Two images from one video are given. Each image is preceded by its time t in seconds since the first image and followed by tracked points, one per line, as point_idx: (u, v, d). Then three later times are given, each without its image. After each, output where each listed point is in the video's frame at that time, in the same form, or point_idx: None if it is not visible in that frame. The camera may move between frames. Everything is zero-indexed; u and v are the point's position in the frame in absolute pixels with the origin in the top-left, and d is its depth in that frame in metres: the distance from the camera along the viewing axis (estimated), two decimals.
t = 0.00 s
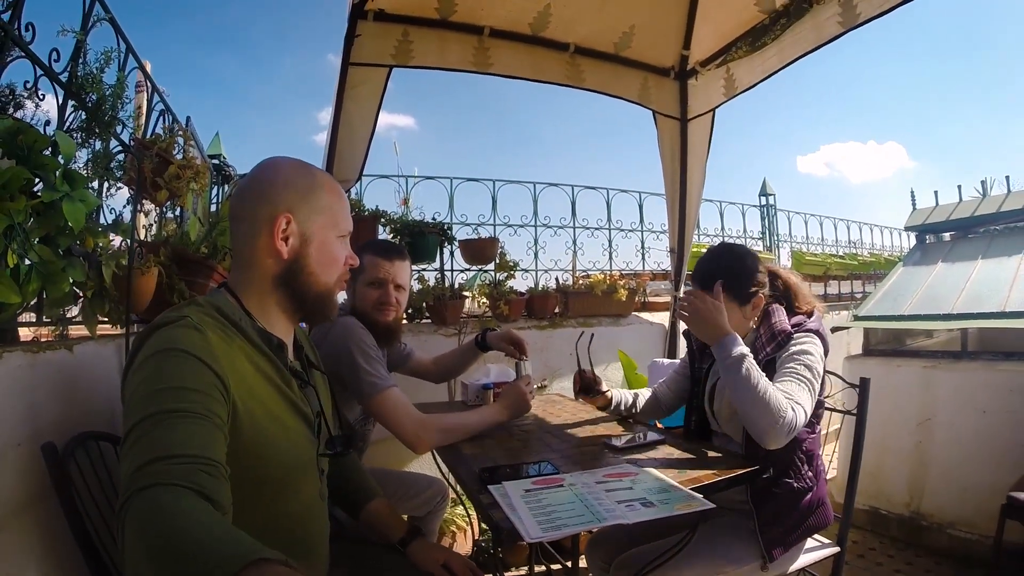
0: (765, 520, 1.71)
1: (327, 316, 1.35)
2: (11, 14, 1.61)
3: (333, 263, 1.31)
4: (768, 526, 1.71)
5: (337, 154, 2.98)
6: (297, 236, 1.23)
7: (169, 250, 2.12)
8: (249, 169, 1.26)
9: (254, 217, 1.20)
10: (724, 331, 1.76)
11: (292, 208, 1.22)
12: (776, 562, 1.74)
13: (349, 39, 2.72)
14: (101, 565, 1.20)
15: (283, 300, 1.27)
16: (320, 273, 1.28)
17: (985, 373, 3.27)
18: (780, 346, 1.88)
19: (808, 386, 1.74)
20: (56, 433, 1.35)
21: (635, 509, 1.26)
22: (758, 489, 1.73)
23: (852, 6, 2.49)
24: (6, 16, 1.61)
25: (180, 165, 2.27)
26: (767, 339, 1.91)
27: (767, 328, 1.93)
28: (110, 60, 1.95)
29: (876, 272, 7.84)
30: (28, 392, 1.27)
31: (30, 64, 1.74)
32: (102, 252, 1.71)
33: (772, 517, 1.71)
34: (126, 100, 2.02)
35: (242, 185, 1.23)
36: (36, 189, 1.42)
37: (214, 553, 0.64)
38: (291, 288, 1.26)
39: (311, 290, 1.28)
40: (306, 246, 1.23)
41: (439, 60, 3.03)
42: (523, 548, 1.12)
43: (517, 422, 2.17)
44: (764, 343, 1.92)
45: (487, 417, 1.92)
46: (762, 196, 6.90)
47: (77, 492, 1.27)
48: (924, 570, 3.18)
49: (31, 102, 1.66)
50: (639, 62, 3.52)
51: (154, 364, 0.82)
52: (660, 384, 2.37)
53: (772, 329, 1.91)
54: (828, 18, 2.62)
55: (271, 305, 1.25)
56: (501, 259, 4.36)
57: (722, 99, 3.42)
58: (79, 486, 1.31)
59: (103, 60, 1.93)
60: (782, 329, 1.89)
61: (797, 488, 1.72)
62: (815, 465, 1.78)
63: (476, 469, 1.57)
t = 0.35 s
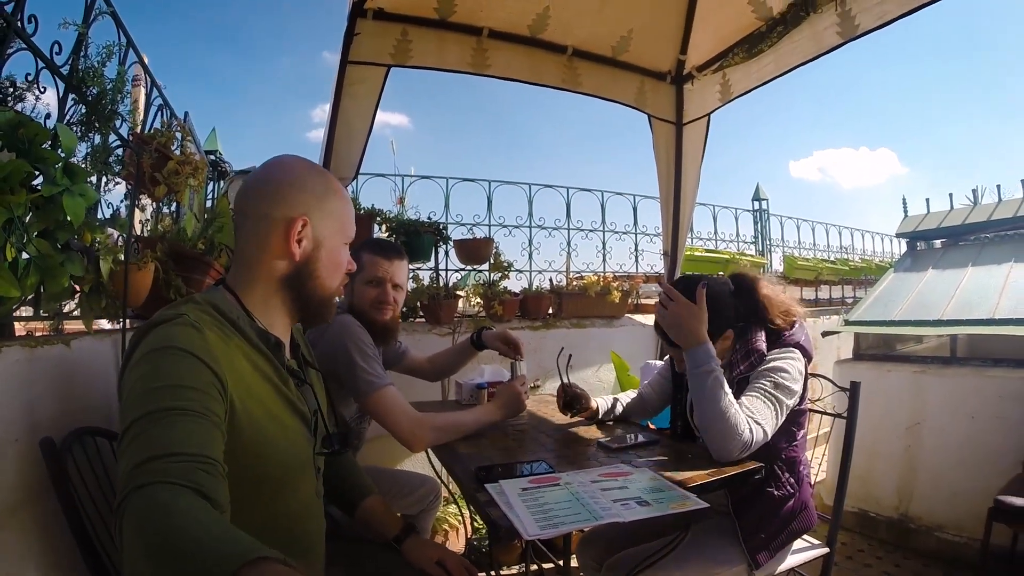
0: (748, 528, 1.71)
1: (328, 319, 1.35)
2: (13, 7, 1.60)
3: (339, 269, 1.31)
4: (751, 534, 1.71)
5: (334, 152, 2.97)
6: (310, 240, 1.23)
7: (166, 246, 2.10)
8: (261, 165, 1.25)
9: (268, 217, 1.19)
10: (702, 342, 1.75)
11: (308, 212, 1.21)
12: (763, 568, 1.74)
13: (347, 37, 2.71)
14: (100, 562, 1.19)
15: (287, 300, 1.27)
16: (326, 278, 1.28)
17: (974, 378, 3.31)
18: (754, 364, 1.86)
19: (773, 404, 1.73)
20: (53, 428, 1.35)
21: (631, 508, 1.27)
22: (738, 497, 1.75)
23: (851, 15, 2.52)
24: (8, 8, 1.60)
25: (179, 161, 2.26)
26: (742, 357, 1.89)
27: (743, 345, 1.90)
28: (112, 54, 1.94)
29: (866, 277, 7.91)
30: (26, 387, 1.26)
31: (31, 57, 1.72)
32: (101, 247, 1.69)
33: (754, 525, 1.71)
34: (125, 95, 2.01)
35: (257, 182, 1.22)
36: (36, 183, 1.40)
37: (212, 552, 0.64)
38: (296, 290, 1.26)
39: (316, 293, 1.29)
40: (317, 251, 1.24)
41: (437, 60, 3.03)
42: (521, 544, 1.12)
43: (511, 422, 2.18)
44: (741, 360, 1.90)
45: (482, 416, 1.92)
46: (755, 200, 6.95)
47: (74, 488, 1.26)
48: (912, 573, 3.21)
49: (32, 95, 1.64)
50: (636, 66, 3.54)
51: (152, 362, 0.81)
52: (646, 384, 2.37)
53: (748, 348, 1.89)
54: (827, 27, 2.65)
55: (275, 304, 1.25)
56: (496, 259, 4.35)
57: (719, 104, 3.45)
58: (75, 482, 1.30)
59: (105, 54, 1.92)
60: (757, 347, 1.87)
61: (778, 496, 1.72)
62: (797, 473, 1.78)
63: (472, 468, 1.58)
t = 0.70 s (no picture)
0: (743, 525, 1.71)
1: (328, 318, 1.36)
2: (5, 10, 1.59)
3: (338, 268, 1.31)
4: (746, 531, 1.71)
5: (327, 153, 2.96)
6: (311, 241, 1.23)
7: (160, 247, 2.08)
8: (257, 168, 1.24)
9: (268, 219, 1.18)
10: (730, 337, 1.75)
11: (309, 213, 1.21)
12: (757, 564, 1.74)
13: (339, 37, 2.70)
14: (98, 565, 1.19)
15: (288, 301, 1.27)
16: (326, 277, 1.28)
17: (966, 373, 3.35)
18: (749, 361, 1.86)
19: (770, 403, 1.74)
20: (50, 431, 1.34)
21: (627, 504, 1.28)
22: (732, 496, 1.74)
23: (843, 16, 2.54)
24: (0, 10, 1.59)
25: (172, 163, 2.24)
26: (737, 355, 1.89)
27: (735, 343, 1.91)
28: (105, 56, 1.93)
29: (858, 274, 7.97)
30: (21, 390, 1.25)
31: (25, 59, 1.71)
32: (95, 251, 1.65)
33: (749, 523, 1.71)
34: (119, 97, 1.99)
35: (255, 184, 1.21)
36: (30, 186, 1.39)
37: (213, 552, 0.64)
38: (297, 291, 1.26)
39: (316, 293, 1.29)
40: (318, 251, 1.24)
41: (430, 60, 3.03)
42: (517, 540, 1.13)
43: (506, 420, 2.18)
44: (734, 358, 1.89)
45: (477, 415, 1.92)
46: (748, 198, 6.98)
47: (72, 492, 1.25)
48: (906, 566, 3.24)
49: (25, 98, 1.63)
50: (628, 65, 3.55)
51: (150, 364, 0.81)
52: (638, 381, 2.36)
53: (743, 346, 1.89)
54: (819, 27, 2.67)
55: (275, 305, 1.25)
56: (489, 259, 4.35)
57: (711, 103, 3.47)
58: (73, 486, 1.29)
59: (98, 56, 1.90)
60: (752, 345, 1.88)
61: (772, 493, 1.72)
62: (790, 470, 1.79)
63: (468, 466, 1.58)
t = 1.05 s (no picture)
0: (737, 528, 1.71)
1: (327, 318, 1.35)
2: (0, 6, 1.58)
3: (336, 267, 1.31)
4: (740, 533, 1.71)
5: (323, 152, 2.95)
6: (310, 240, 1.22)
7: (155, 246, 2.07)
8: (256, 168, 1.24)
9: (266, 219, 1.18)
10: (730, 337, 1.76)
11: (307, 213, 1.21)
12: (751, 567, 1.75)
13: (336, 36, 2.69)
14: (93, 566, 1.18)
15: (287, 301, 1.26)
16: (325, 276, 1.28)
17: (960, 375, 3.38)
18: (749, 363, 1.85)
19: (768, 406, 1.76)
20: (44, 430, 1.33)
21: (621, 505, 1.28)
22: (727, 499, 1.74)
23: (840, 17, 2.55)
24: None
25: (168, 161, 2.23)
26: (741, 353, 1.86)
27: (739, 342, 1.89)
28: (101, 54, 1.92)
29: (854, 276, 8.01)
30: (14, 389, 1.24)
31: (21, 56, 1.69)
32: (90, 247, 1.62)
33: (744, 526, 1.71)
34: (115, 94, 1.98)
35: (253, 184, 1.20)
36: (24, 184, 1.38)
37: (213, 554, 0.64)
38: (297, 291, 1.26)
39: (315, 292, 1.28)
40: (317, 251, 1.23)
41: (427, 60, 3.02)
42: (511, 542, 1.13)
43: (502, 421, 2.18)
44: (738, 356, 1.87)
45: (473, 415, 1.92)
46: (744, 200, 7.00)
47: (67, 492, 1.24)
48: (900, 568, 3.26)
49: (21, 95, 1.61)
50: (625, 66, 3.55)
51: (150, 364, 0.80)
52: (635, 383, 2.38)
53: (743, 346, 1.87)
54: (815, 29, 2.69)
55: (273, 304, 1.24)
56: (485, 259, 4.34)
57: (707, 105, 3.48)
58: (68, 486, 1.28)
59: (93, 53, 1.89)
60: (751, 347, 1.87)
61: (766, 497, 1.73)
62: (785, 473, 1.79)
63: (463, 466, 1.57)
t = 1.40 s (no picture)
0: (733, 530, 1.72)
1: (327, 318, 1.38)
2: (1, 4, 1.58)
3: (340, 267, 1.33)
4: (737, 535, 1.71)
5: (323, 152, 2.95)
6: (320, 244, 1.24)
7: (155, 245, 2.07)
8: (257, 168, 1.23)
9: (279, 224, 1.18)
10: (766, 346, 1.71)
11: (317, 216, 1.22)
12: (749, 569, 1.75)
13: (337, 36, 2.70)
14: (92, 566, 1.18)
15: (291, 302, 1.27)
16: (331, 277, 1.30)
17: (959, 378, 3.38)
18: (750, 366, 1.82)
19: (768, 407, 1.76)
20: (43, 429, 1.33)
21: (619, 507, 1.28)
22: (725, 501, 1.75)
23: (837, 18, 2.56)
24: None
25: (168, 160, 2.24)
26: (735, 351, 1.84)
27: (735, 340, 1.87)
28: (103, 53, 1.91)
29: (853, 279, 8.02)
30: (13, 388, 1.23)
31: (23, 55, 1.69)
32: (90, 245, 1.64)
33: (740, 528, 1.71)
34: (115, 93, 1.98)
35: (261, 189, 1.19)
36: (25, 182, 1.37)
37: (211, 554, 0.64)
38: (303, 293, 1.28)
39: (321, 293, 1.30)
40: (326, 254, 1.26)
41: (427, 60, 3.02)
42: (509, 542, 1.13)
43: (500, 421, 2.18)
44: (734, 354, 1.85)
45: (471, 415, 1.92)
46: (743, 202, 6.99)
47: (66, 491, 1.24)
48: (897, 570, 3.27)
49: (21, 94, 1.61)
50: (625, 68, 3.56)
51: (150, 364, 0.80)
52: (636, 385, 2.38)
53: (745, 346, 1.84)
54: (815, 31, 2.69)
55: (277, 306, 1.25)
56: (485, 259, 4.34)
57: (708, 107, 3.49)
58: (67, 485, 1.28)
59: (95, 52, 1.89)
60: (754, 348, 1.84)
61: (764, 499, 1.73)
62: (784, 477, 1.80)
63: (462, 466, 1.58)
